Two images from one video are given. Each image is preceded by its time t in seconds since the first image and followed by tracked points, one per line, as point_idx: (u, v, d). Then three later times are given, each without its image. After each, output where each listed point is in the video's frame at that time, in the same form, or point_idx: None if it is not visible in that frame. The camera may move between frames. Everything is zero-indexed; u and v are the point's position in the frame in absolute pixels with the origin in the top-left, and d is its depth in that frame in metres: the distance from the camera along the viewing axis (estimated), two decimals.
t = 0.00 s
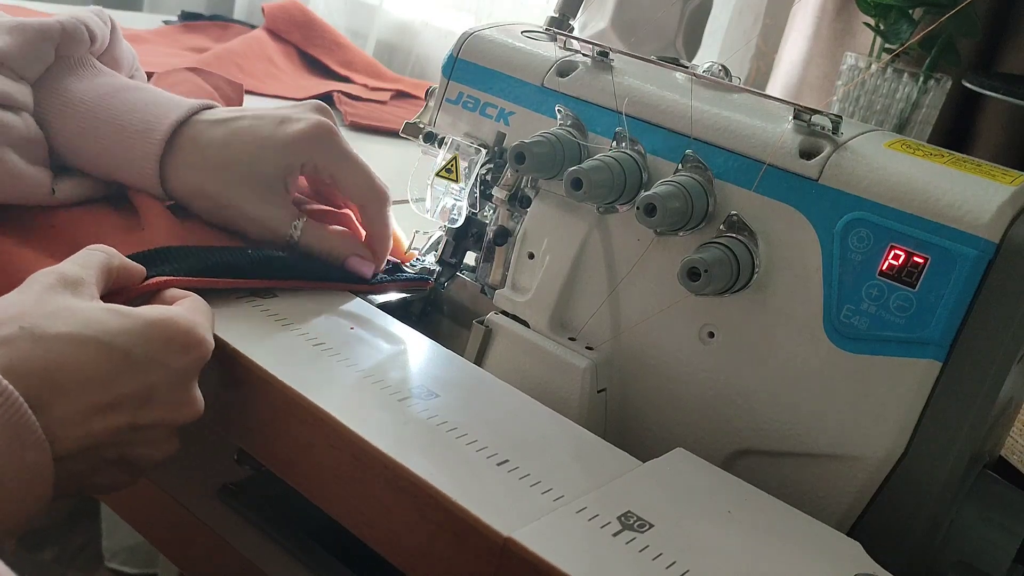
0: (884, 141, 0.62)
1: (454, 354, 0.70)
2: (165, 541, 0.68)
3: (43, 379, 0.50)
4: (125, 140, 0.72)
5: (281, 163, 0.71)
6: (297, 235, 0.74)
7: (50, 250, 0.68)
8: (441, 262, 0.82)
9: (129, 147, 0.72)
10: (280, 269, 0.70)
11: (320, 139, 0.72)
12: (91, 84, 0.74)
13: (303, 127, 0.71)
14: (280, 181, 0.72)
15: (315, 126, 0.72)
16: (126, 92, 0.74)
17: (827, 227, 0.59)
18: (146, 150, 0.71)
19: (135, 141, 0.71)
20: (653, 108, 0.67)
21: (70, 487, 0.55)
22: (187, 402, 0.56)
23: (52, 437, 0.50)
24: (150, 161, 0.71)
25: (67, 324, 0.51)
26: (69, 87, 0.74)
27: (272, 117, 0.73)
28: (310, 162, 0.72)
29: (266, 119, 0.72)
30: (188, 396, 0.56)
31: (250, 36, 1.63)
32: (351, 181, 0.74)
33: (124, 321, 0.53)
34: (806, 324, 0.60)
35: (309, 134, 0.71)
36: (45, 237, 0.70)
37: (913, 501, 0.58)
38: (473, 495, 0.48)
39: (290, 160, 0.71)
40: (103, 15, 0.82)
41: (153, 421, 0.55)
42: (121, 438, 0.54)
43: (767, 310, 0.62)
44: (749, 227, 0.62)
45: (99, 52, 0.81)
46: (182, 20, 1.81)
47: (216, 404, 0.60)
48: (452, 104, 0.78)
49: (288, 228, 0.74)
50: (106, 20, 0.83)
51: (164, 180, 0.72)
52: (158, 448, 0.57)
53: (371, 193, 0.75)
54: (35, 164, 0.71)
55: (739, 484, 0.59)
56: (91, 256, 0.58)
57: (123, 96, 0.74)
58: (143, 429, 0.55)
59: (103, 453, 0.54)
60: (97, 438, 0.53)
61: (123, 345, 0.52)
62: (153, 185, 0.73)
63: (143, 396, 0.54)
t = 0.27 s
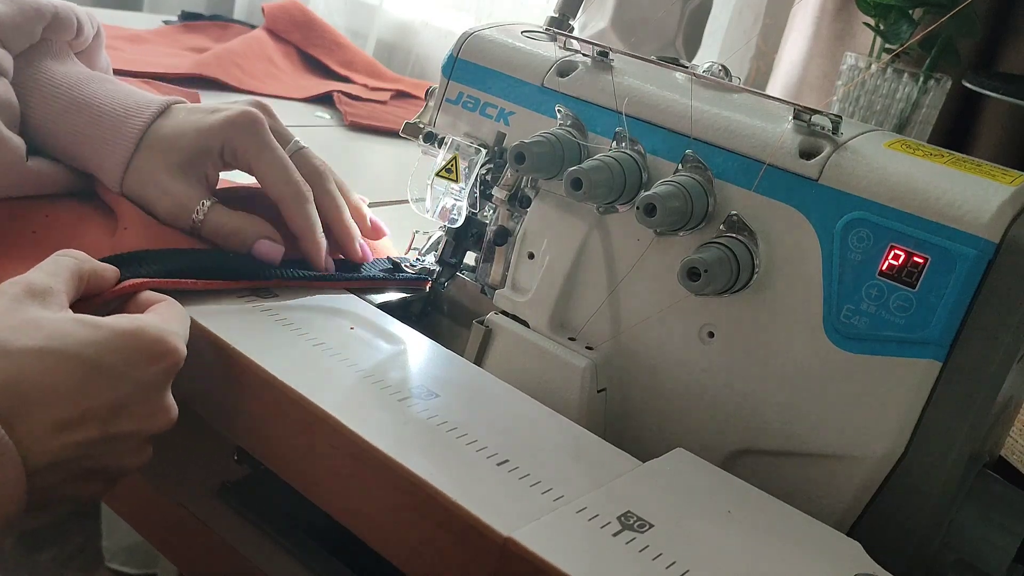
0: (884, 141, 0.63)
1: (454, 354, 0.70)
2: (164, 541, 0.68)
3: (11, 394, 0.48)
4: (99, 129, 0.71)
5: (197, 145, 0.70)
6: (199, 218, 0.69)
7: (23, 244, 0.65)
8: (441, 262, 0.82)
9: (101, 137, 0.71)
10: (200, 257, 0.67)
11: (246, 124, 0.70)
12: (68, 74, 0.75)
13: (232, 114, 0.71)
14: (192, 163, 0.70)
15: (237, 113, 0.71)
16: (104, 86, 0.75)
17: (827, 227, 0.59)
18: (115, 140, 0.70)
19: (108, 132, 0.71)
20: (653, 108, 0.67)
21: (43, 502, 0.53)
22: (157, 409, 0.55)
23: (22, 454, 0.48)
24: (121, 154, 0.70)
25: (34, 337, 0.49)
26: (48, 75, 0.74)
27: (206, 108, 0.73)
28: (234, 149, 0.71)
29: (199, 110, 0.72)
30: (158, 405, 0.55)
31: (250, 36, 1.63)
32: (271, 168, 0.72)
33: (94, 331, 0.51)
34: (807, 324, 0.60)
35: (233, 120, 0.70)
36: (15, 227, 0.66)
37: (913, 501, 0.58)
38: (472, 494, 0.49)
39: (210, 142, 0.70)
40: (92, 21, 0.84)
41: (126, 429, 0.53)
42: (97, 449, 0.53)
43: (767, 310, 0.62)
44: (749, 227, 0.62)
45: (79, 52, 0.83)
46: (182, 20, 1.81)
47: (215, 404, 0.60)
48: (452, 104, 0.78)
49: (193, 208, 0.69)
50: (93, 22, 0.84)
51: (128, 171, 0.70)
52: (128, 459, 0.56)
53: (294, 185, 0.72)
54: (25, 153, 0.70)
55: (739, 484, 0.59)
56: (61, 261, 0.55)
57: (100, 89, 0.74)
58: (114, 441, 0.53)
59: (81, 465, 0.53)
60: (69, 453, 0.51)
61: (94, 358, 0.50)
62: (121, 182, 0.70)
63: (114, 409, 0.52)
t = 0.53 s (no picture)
0: (883, 141, 0.63)
1: (455, 355, 0.70)
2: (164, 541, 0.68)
3: (21, 416, 0.46)
4: (100, 137, 0.71)
5: (206, 157, 0.69)
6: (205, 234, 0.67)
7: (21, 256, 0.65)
8: (441, 263, 0.81)
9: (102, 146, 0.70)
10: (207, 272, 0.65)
11: (256, 135, 0.70)
12: (68, 84, 0.74)
13: (242, 125, 0.70)
14: (200, 175, 0.69)
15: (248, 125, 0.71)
16: (104, 94, 0.74)
17: (827, 227, 0.59)
18: (118, 148, 0.70)
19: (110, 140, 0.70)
20: (653, 108, 0.67)
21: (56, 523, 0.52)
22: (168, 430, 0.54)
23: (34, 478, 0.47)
24: (123, 158, 0.69)
25: (45, 355, 0.48)
26: (44, 85, 0.73)
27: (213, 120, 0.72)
28: (243, 161, 0.70)
29: (206, 122, 0.72)
30: (169, 425, 0.54)
31: (250, 36, 1.63)
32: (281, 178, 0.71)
33: (103, 349, 0.50)
34: (806, 324, 0.60)
35: (243, 131, 0.70)
36: (13, 242, 0.66)
37: (913, 501, 0.58)
38: (473, 494, 0.49)
39: (219, 155, 0.69)
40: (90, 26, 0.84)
41: (137, 450, 0.53)
42: (106, 470, 0.52)
43: (766, 310, 0.62)
44: (749, 227, 0.62)
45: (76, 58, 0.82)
46: (182, 20, 1.81)
47: (215, 405, 0.60)
48: (452, 104, 0.78)
49: (200, 224, 0.67)
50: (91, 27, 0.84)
51: (129, 177, 0.69)
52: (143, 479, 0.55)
53: (307, 195, 0.71)
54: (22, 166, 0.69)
55: (739, 484, 0.59)
56: (74, 276, 0.55)
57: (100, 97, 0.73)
58: (126, 461, 0.53)
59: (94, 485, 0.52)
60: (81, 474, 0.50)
61: (104, 377, 0.49)
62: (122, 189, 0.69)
63: (125, 428, 0.51)
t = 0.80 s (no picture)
0: (883, 141, 0.63)
1: (455, 355, 0.70)
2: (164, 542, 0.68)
3: (41, 416, 0.46)
4: (107, 140, 0.71)
5: (217, 159, 0.69)
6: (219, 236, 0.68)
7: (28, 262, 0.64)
8: (442, 263, 0.81)
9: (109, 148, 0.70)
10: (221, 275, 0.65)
11: (267, 137, 0.70)
12: (72, 87, 0.74)
13: (253, 128, 0.71)
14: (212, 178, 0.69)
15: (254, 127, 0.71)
16: (110, 97, 0.74)
17: (827, 227, 0.59)
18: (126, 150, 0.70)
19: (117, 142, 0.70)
20: (653, 108, 0.67)
21: (72, 525, 0.51)
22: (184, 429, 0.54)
23: (52, 478, 0.47)
24: (132, 159, 0.69)
25: (62, 354, 0.48)
26: (50, 87, 0.73)
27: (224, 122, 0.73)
28: (255, 163, 0.71)
29: (217, 124, 0.72)
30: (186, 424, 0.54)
31: (250, 36, 1.63)
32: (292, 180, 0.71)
33: (121, 347, 0.50)
34: (806, 324, 0.60)
35: (254, 133, 0.70)
36: (24, 243, 0.65)
37: (913, 501, 0.58)
38: (473, 494, 0.49)
39: (230, 157, 0.69)
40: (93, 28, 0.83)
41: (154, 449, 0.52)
42: (122, 470, 0.52)
43: (766, 310, 0.62)
44: (749, 227, 0.62)
45: (79, 62, 0.81)
46: (182, 21, 1.81)
47: (215, 405, 0.60)
48: (452, 104, 0.78)
49: (214, 226, 0.68)
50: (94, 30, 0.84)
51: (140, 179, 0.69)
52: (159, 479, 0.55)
53: (316, 197, 0.72)
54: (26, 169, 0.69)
55: (740, 484, 0.59)
56: (96, 275, 0.55)
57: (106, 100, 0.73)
58: (139, 461, 0.52)
59: (107, 486, 0.52)
60: (96, 474, 0.49)
61: (123, 375, 0.49)
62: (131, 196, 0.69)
63: (142, 427, 0.51)
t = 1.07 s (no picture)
0: (883, 141, 0.62)
1: (455, 355, 0.70)
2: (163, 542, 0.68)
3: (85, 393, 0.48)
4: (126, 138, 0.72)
5: (233, 160, 0.70)
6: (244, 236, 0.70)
7: (51, 257, 0.65)
8: (442, 262, 0.82)
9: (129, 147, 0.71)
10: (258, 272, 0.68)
11: (288, 140, 0.72)
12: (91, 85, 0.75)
13: (273, 130, 0.72)
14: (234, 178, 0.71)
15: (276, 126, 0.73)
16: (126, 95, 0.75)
17: (827, 227, 0.59)
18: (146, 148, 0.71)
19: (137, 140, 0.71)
20: (653, 108, 0.67)
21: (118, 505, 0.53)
22: (231, 412, 0.54)
23: (92, 455, 0.48)
24: (153, 155, 0.71)
25: (109, 334, 0.50)
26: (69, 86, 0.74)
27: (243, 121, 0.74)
28: (273, 166, 0.72)
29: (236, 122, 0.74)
30: (232, 408, 0.54)
31: (250, 36, 1.63)
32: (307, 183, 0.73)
33: (163, 329, 0.51)
34: (806, 325, 0.60)
35: (274, 136, 0.72)
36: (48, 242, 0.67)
37: (913, 502, 0.58)
38: (473, 494, 0.49)
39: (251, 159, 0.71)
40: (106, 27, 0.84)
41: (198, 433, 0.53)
42: (167, 453, 0.52)
43: (766, 310, 0.62)
44: (749, 227, 0.62)
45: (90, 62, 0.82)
46: (182, 21, 1.81)
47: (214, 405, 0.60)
48: (452, 104, 0.78)
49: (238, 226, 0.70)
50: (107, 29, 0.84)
51: (160, 175, 0.71)
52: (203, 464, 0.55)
53: (329, 204, 0.74)
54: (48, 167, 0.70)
55: (740, 485, 0.59)
56: (143, 263, 0.57)
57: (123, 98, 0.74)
58: (180, 445, 0.53)
59: (148, 471, 0.52)
60: (134, 453, 0.50)
61: (162, 357, 0.50)
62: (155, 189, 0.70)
63: (185, 408, 0.52)
